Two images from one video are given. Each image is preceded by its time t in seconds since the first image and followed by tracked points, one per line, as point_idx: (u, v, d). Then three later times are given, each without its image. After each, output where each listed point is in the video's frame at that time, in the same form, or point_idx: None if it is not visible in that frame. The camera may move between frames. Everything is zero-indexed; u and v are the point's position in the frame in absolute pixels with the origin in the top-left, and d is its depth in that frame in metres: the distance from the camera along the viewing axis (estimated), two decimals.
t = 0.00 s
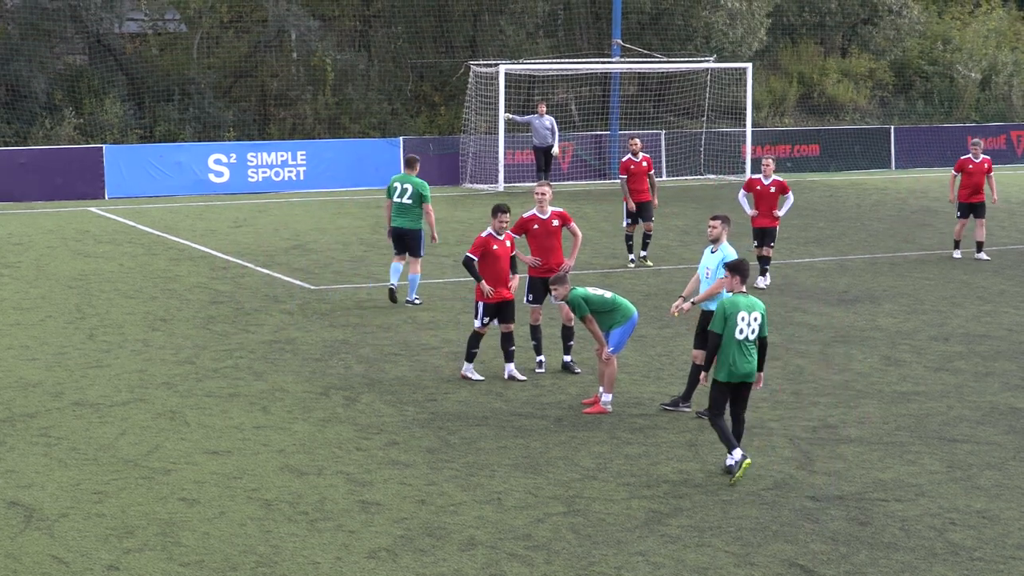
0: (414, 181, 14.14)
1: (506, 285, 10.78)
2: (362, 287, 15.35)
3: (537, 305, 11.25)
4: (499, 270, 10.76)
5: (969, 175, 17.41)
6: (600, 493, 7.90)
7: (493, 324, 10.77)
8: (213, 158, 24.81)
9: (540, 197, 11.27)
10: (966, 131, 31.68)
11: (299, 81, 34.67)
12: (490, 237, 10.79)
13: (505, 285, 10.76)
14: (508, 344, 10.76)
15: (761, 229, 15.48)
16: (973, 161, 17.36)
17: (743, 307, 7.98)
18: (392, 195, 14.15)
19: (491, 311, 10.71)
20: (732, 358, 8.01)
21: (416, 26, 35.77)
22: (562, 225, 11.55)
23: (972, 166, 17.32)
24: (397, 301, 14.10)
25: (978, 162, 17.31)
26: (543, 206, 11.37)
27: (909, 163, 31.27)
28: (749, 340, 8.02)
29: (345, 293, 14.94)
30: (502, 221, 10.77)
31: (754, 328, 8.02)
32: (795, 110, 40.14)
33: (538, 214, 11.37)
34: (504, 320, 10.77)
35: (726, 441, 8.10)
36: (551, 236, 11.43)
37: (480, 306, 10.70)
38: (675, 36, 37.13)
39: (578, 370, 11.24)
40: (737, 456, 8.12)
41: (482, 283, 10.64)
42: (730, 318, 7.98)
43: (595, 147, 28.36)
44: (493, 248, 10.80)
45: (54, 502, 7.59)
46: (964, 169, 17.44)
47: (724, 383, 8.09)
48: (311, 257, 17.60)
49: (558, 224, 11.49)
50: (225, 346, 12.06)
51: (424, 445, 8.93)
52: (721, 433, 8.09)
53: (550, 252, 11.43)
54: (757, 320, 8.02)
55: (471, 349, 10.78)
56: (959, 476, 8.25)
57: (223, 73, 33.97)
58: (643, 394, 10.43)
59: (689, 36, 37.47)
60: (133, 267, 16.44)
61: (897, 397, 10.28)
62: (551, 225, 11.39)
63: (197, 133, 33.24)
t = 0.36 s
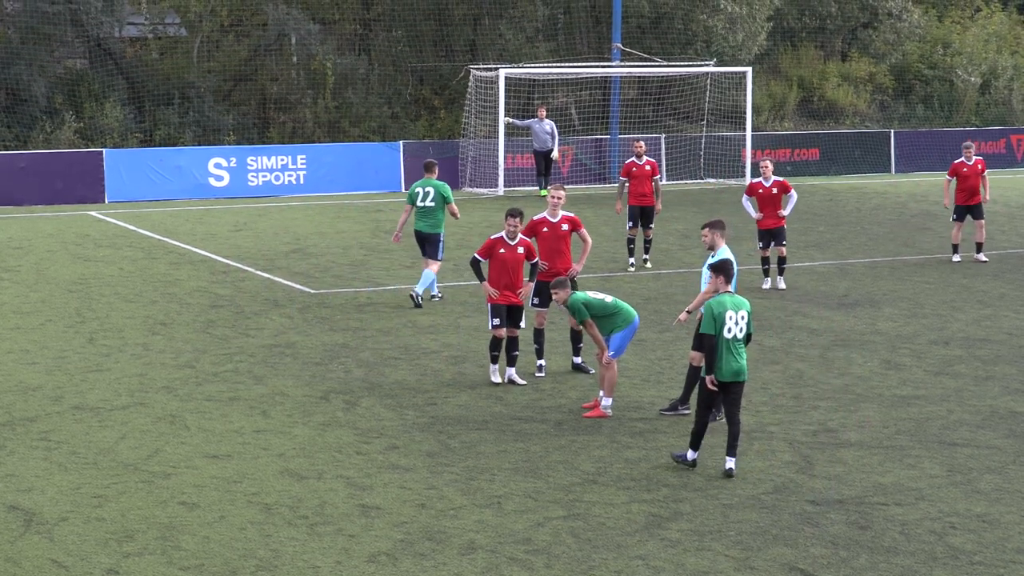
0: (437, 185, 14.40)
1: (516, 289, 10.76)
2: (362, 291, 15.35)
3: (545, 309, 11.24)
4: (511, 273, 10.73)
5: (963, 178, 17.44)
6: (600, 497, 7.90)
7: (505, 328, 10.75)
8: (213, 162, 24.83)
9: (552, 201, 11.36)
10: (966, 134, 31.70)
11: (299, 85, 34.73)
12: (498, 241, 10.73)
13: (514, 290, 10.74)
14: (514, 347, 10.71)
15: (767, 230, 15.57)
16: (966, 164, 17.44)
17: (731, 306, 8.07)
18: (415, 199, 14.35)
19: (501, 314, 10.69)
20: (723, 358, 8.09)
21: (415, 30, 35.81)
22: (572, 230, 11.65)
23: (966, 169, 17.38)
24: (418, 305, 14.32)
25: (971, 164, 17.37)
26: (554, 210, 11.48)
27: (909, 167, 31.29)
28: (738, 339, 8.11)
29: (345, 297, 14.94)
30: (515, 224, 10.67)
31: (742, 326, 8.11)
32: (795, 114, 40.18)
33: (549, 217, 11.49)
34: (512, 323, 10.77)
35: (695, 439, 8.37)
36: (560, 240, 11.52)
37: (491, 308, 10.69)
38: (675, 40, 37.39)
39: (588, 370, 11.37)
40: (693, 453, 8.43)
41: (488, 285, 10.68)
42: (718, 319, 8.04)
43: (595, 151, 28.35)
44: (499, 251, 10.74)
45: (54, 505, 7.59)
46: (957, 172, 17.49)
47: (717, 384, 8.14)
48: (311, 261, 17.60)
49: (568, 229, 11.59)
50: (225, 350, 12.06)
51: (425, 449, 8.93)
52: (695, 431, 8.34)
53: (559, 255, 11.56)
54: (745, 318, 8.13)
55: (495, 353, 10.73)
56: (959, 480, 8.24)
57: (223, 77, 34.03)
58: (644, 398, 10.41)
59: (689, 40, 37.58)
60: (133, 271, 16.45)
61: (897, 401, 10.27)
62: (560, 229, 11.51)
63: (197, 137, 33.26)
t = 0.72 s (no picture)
0: (446, 181, 14.99)
1: (511, 292, 10.73)
2: (354, 293, 15.33)
3: (556, 313, 11.16)
4: (505, 276, 10.71)
5: (961, 179, 17.47)
6: (593, 499, 7.89)
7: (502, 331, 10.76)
8: (205, 164, 24.78)
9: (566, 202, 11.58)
10: (958, 136, 31.75)
11: (291, 87, 34.63)
12: (491, 244, 10.77)
13: (507, 292, 10.71)
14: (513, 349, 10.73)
15: (768, 231, 15.57)
16: (964, 165, 17.47)
17: (695, 305, 8.21)
18: (427, 195, 15.07)
19: (496, 317, 10.70)
20: (691, 357, 8.24)
21: (408, 32, 35.77)
22: (585, 233, 11.77)
23: (964, 170, 17.41)
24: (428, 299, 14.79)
25: (969, 166, 17.40)
26: (568, 212, 11.65)
27: (901, 169, 31.34)
28: (707, 336, 8.21)
29: (338, 299, 14.93)
30: (505, 227, 10.78)
31: (710, 323, 8.20)
32: (787, 116, 40.19)
33: (564, 219, 11.63)
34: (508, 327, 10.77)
35: (682, 441, 8.41)
36: (574, 243, 11.66)
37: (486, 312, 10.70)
38: (667, 41, 37.31)
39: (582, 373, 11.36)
40: (684, 454, 8.46)
41: (484, 289, 10.65)
42: (682, 319, 8.21)
43: (587, 153, 28.35)
44: (492, 254, 10.75)
45: (46, 508, 7.56)
46: (955, 173, 17.53)
47: (691, 382, 8.29)
48: (303, 263, 17.57)
49: (584, 231, 11.69)
50: (218, 352, 12.04)
51: (417, 451, 8.92)
52: (681, 432, 8.37)
53: (573, 257, 11.70)
54: (713, 315, 8.22)
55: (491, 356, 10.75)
56: (951, 482, 8.26)
57: (215, 79, 33.98)
58: (637, 400, 10.42)
59: (681, 43, 37.56)
60: (126, 273, 16.41)
61: (889, 403, 10.29)
62: (574, 231, 11.64)
63: (189, 139, 33.12)
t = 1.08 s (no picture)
0: (467, 179, 15.39)
1: (507, 296, 10.72)
2: (350, 296, 15.32)
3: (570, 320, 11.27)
4: (502, 280, 10.67)
5: (967, 181, 17.49)
6: (589, 501, 7.89)
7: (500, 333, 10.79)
8: (200, 166, 24.75)
9: (581, 205, 11.54)
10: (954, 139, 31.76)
11: (288, 89, 34.66)
12: (486, 248, 10.66)
13: (503, 296, 10.70)
14: (517, 352, 10.75)
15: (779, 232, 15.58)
16: (971, 168, 17.47)
17: (679, 304, 8.28)
18: (447, 191, 15.37)
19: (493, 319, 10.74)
20: (677, 356, 8.27)
21: (403, 34, 35.72)
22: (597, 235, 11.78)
23: (971, 173, 17.41)
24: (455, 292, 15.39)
25: (975, 168, 17.40)
26: (583, 215, 11.59)
27: (897, 171, 31.33)
28: (691, 335, 8.27)
29: (333, 302, 14.91)
30: (498, 233, 10.64)
31: (693, 322, 8.27)
32: (783, 118, 40.19)
33: (578, 222, 11.58)
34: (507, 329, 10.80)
35: (678, 442, 8.39)
36: (586, 245, 11.65)
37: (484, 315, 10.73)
38: (663, 44, 37.31)
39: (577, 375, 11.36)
40: (681, 457, 8.46)
41: (482, 293, 10.70)
42: (665, 318, 8.27)
43: (583, 155, 28.37)
44: (488, 258, 10.66)
45: (41, 511, 7.55)
46: (961, 175, 17.54)
47: (679, 382, 8.31)
48: (299, 266, 17.56)
49: (596, 234, 11.71)
50: (214, 354, 12.02)
51: (413, 453, 8.91)
52: (675, 434, 8.35)
53: (584, 260, 11.68)
54: (696, 314, 8.29)
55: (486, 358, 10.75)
56: (947, 484, 8.26)
57: (211, 81, 33.96)
58: (633, 403, 10.41)
59: (677, 45, 37.57)
60: (122, 276, 16.38)
61: (885, 405, 10.30)
62: (588, 234, 11.63)
63: (185, 141, 33.11)
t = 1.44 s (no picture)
0: (484, 180, 15.33)
1: (509, 297, 10.73)
2: (350, 298, 15.32)
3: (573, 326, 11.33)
4: (503, 282, 10.68)
5: (979, 183, 17.50)
6: (590, 503, 7.89)
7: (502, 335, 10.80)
8: (201, 168, 24.76)
9: (596, 210, 11.62)
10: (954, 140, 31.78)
11: (288, 91, 34.67)
12: (487, 251, 10.64)
13: (504, 298, 10.71)
14: (513, 355, 10.74)
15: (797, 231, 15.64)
16: (984, 170, 17.48)
17: (681, 304, 8.28)
18: (465, 193, 15.32)
19: (496, 321, 10.75)
20: (679, 355, 8.26)
21: (403, 35, 35.72)
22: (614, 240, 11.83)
23: (984, 175, 17.41)
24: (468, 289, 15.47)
25: (988, 171, 17.40)
26: (599, 219, 11.67)
27: (898, 172, 31.33)
28: (690, 336, 8.30)
29: (333, 304, 14.91)
30: (501, 237, 10.57)
31: (693, 322, 8.32)
32: (783, 120, 40.21)
33: (596, 227, 11.65)
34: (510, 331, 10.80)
35: (677, 443, 8.40)
36: (604, 249, 11.67)
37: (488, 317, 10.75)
38: (663, 46, 37.31)
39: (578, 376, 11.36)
40: (681, 457, 8.46)
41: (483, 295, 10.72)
42: (669, 318, 8.23)
43: (584, 156, 28.39)
44: (488, 261, 10.65)
45: (42, 512, 7.55)
46: (974, 177, 17.55)
47: (676, 382, 8.30)
48: (299, 267, 17.57)
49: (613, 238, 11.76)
50: (214, 356, 12.03)
51: (413, 455, 8.91)
52: (675, 436, 8.35)
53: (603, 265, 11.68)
54: (694, 315, 8.35)
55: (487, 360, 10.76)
56: (948, 486, 8.26)
57: (212, 83, 34.01)
58: (633, 404, 10.41)
59: (677, 47, 37.62)
60: (122, 278, 16.39)
61: (885, 407, 10.30)
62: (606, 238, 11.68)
63: (185, 143, 33.20)
